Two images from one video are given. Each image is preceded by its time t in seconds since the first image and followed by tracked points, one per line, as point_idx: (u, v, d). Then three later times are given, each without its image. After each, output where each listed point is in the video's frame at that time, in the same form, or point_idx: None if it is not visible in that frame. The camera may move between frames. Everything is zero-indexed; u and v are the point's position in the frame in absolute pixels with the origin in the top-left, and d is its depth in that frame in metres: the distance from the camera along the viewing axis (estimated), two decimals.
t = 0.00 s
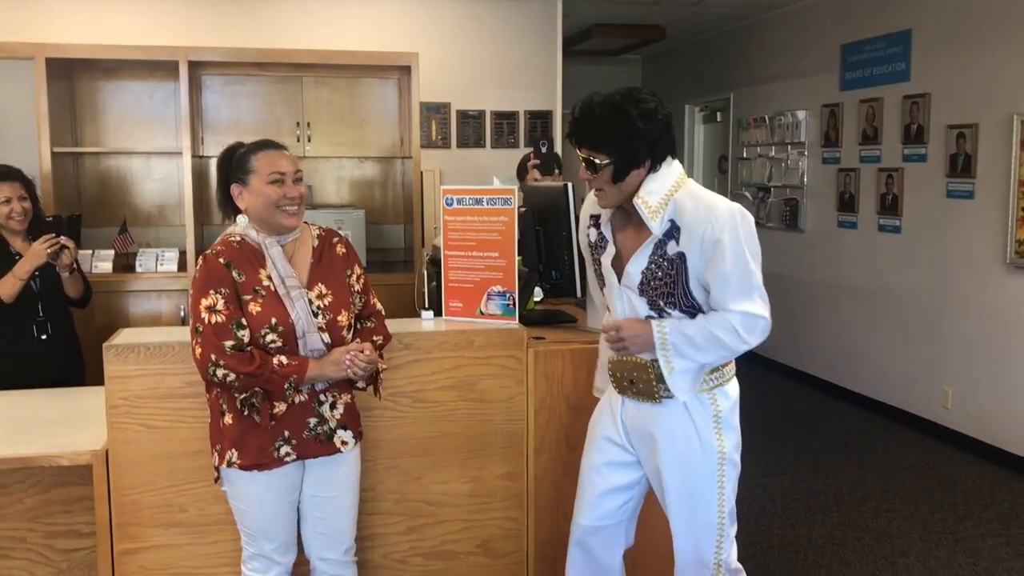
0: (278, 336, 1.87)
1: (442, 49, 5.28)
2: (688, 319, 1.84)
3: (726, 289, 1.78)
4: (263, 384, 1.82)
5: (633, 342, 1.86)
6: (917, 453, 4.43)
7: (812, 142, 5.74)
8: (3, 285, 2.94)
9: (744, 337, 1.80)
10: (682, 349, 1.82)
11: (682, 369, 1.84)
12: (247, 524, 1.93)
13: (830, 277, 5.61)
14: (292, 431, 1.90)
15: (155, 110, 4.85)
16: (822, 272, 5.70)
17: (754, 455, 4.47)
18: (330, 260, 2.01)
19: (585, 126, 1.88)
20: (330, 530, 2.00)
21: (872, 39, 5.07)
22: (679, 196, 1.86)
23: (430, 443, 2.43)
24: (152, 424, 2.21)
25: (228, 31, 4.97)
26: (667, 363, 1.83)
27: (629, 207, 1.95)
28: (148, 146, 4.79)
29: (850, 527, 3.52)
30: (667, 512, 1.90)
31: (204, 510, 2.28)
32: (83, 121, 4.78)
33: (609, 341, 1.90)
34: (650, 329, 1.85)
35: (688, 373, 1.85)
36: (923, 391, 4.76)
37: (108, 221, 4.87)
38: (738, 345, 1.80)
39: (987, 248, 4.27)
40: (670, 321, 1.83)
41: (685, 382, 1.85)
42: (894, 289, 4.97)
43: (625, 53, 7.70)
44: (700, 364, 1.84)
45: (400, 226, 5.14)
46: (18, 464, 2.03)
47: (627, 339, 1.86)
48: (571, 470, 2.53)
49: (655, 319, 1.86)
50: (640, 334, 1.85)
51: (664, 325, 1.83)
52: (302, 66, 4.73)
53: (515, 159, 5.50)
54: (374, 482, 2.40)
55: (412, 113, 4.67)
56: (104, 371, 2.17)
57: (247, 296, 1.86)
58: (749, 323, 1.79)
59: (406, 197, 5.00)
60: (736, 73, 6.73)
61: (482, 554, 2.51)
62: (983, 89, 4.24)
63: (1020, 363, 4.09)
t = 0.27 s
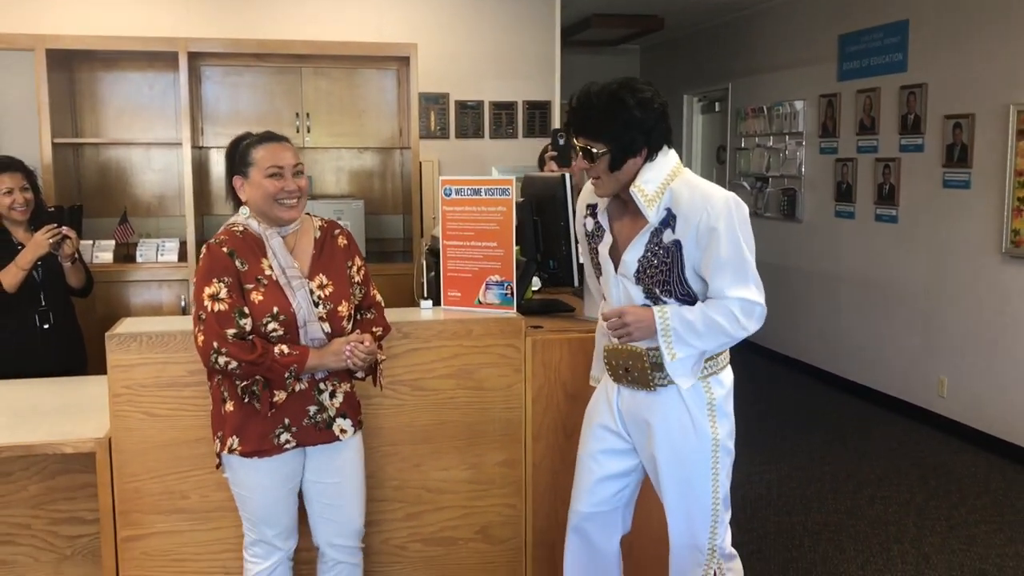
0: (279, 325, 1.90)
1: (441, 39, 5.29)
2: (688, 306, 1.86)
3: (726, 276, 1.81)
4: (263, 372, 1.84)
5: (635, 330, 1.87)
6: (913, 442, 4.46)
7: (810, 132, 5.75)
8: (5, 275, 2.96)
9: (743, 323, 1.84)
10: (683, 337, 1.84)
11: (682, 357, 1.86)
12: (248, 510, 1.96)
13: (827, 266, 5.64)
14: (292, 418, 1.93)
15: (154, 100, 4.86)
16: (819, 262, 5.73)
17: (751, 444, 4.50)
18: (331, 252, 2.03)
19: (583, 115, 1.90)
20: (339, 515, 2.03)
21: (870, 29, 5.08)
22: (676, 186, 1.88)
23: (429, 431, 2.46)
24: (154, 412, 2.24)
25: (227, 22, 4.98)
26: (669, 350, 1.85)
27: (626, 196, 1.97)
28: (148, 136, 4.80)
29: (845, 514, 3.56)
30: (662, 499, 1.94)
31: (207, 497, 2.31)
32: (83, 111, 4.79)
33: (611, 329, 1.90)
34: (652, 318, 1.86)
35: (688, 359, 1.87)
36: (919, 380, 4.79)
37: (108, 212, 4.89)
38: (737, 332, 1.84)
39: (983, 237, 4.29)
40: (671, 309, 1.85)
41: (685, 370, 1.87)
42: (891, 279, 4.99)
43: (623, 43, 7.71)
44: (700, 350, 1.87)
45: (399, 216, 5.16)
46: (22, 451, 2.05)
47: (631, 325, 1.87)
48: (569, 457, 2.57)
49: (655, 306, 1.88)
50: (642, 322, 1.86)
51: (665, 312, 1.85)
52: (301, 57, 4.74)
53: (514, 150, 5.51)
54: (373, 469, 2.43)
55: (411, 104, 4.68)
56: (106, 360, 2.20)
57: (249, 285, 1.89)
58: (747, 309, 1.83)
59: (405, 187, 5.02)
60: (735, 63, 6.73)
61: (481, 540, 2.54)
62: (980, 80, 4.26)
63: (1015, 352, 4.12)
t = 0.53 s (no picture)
0: (292, 317, 1.92)
1: (442, 38, 5.31)
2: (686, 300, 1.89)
3: (724, 271, 1.83)
4: (277, 364, 1.86)
5: (632, 324, 1.90)
6: (912, 437, 4.48)
7: (809, 129, 5.77)
8: (11, 272, 2.99)
9: (742, 319, 1.85)
10: (679, 331, 1.87)
11: (679, 351, 1.88)
12: (258, 504, 1.98)
13: (827, 263, 5.66)
14: (304, 411, 1.96)
15: (157, 100, 4.88)
16: (819, 259, 5.74)
17: (751, 440, 4.52)
18: (339, 248, 2.05)
19: (588, 107, 1.92)
20: (347, 510, 2.05)
21: (869, 26, 5.09)
22: (679, 179, 1.91)
23: (431, 427, 2.48)
24: (158, 408, 2.26)
25: (228, 21, 5.00)
26: (666, 343, 1.88)
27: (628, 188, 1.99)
28: (150, 135, 4.83)
29: (845, 509, 3.58)
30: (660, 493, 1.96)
31: (211, 493, 2.34)
32: (85, 111, 4.81)
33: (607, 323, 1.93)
34: (649, 311, 1.89)
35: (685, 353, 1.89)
36: (919, 376, 4.81)
37: (111, 211, 4.91)
38: (735, 327, 1.85)
39: (982, 234, 4.31)
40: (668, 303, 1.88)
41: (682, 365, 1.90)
42: (890, 276, 5.01)
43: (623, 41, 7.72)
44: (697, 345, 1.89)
45: (400, 214, 5.19)
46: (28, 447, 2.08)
47: (628, 319, 1.90)
48: (569, 452, 2.59)
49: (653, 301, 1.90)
50: (640, 316, 1.89)
51: (662, 306, 1.88)
52: (303, 56, 4.76)
53: (515, 148, 5.53)
54: (375, 465, 2.46)
55: (412, 102, 4.70)
56: (111, 357, 2.22)
57: (261, 279, 1.91)
58: (746, 304, 1.84)
59: (406, 185, 5.04)
60: (734, 61, 6.75)
61: (482, 535, 2.56)
62: (978, 77, 4.28)
63: (1013, 348, 4.14)
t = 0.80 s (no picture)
0: (311, 323, 1.93)
1: (444, 48, 5.32)
2: (688, 308, 1.87)
3: (730, 282, 1.82)
4: (302, 370, 1.86)
5: (629, 325, 1.89)
6: (915, 447, 4.48)
7: (811, 138, 5.79)
8: (14, 282, 2.99)
9: (743, 334, 1.82)
10: (678, 336, 1.85)
11: (675, 357, 1.86)
12: (274, 516, 1.96)
13: (829, 272, 5.66)
14: (325, 416, 1.97)
15: (160, 110, 4.90)
16: (821, 268, 5.75)
17: (754, 449, 4.52)
18: (348, 253, 2.08)
19: (613, 104, 1.94)
20: (352, 516, 2.07)
21: (870, 36, 5.11)
22: (697, 186, 1.91)
23: (434, 436, 2.48)
24: (162, 418, 2.27)
25: (231, 31, 5.02)
26: (662, 347, 1.86)
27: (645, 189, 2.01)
28: (154, 145, 4.84)
29: (848, 519, 3.57)
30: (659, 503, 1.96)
31: (214, 503, 2.34)
32: (89, 121, 4.83)
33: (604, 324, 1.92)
34: (649, 313, 1.88)
35: (681, 360, 1.88)
36: (921, 385, 4.81)
37: (114, 220, 4.92)
38: (735, 341, 1.83)
39: (983, 243, 4.31)
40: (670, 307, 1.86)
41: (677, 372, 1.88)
42: (892, 285, 5.01)
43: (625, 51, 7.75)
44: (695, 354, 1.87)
45: (402, 223, 5.20)
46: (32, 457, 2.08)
47: (628, 326, 1.88)
48: (573, 461, 2.59)
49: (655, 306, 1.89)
50: (638, 318, 1.88)
51: (663, 311, 1.87)
52: (306, 66, 4.78)
53: (517, 157, 5.55)
54: (379, 474, 2.45)
55: (415, 112, 4.71)
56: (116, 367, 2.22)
57: (280, 286, 1.91)
58: (749, 320, 1.82)
59: (408, 194, 5.05)
60: (736, 71, 6.77)
61: (486, 545, 2.56)
62: (979, 86, 4.29)
63: (1016, 357, 4.13)
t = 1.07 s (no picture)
0: (328, 336, 1.92)
1: (446, 63, 5.34)
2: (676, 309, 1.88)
3: (723, 300, 1.81)
4: (320, 382, 1.84)
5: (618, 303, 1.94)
6: (919, 461, 4.45)
7: (813, 152, 5.79)
8: (16, 296, 2.98)
9: (714, 358, 1.81)
10: (655, 330, 1.87)
11: (648, 349, 1.89)
12: (287, 536, 1.93)
13: (831, 286, 5.65)
14: (340, 430, 1.96)
15: (163, 124, 4.91)
16: (823, 281, 5.74)
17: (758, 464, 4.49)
18: (355, 267, 2.09)
19: (656, 108, 1.91)
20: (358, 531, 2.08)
21: (871, 50, 5.12)
22: (727, 206, 1.85)
23: (438, 452, 2.46)
24: (165, 434, 2.25)
25: (234, 46, 5.03)
26: (639, 337, 1.89)
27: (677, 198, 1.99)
28: (156, 160, 4.85)
29: (854, 534, 3.55)
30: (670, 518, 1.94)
31: (217, 519, 2.32)
32: (91, 135, 4.83)
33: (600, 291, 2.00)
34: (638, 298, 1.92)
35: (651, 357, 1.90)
36: (925, 399, 4.78)
37: (116, 235, 4.92)
38: (706, 362, 1.82)
39: (987, 256, 4.30)
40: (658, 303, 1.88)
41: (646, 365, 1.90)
42: (895, 298, 5.00)
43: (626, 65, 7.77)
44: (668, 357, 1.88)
45: (404, 237, 5.19)
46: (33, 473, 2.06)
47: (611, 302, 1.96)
48: (577, 477, 2.57)
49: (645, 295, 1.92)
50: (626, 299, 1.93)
51: (648, 305, 1.88)
52: (308, 81, 4.79)
53: (518, 170, 5.55)
54: (382, 490, 2.43)
55: (417, 126, 4.72)
56: (118, 382, 2.21)
57: (296, 299, 1.90)
58: (728, 347, 1.80)
59: (410, 208, 5.05)
60: (737, 85, 6.78)
61: (490, 561, 2.53)
62: (981, 100, 4.29)
63: (1021, 371, 4.11)
